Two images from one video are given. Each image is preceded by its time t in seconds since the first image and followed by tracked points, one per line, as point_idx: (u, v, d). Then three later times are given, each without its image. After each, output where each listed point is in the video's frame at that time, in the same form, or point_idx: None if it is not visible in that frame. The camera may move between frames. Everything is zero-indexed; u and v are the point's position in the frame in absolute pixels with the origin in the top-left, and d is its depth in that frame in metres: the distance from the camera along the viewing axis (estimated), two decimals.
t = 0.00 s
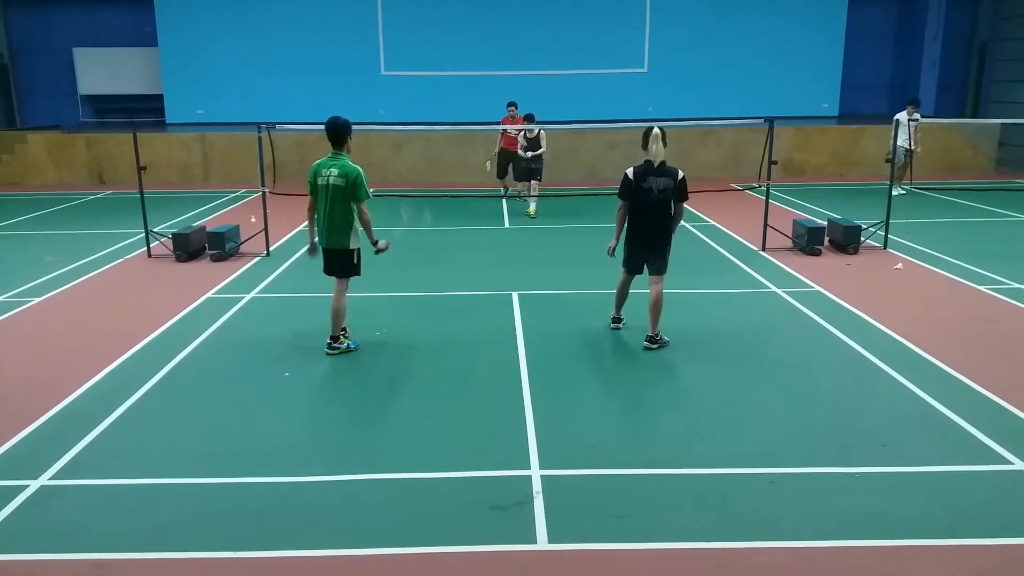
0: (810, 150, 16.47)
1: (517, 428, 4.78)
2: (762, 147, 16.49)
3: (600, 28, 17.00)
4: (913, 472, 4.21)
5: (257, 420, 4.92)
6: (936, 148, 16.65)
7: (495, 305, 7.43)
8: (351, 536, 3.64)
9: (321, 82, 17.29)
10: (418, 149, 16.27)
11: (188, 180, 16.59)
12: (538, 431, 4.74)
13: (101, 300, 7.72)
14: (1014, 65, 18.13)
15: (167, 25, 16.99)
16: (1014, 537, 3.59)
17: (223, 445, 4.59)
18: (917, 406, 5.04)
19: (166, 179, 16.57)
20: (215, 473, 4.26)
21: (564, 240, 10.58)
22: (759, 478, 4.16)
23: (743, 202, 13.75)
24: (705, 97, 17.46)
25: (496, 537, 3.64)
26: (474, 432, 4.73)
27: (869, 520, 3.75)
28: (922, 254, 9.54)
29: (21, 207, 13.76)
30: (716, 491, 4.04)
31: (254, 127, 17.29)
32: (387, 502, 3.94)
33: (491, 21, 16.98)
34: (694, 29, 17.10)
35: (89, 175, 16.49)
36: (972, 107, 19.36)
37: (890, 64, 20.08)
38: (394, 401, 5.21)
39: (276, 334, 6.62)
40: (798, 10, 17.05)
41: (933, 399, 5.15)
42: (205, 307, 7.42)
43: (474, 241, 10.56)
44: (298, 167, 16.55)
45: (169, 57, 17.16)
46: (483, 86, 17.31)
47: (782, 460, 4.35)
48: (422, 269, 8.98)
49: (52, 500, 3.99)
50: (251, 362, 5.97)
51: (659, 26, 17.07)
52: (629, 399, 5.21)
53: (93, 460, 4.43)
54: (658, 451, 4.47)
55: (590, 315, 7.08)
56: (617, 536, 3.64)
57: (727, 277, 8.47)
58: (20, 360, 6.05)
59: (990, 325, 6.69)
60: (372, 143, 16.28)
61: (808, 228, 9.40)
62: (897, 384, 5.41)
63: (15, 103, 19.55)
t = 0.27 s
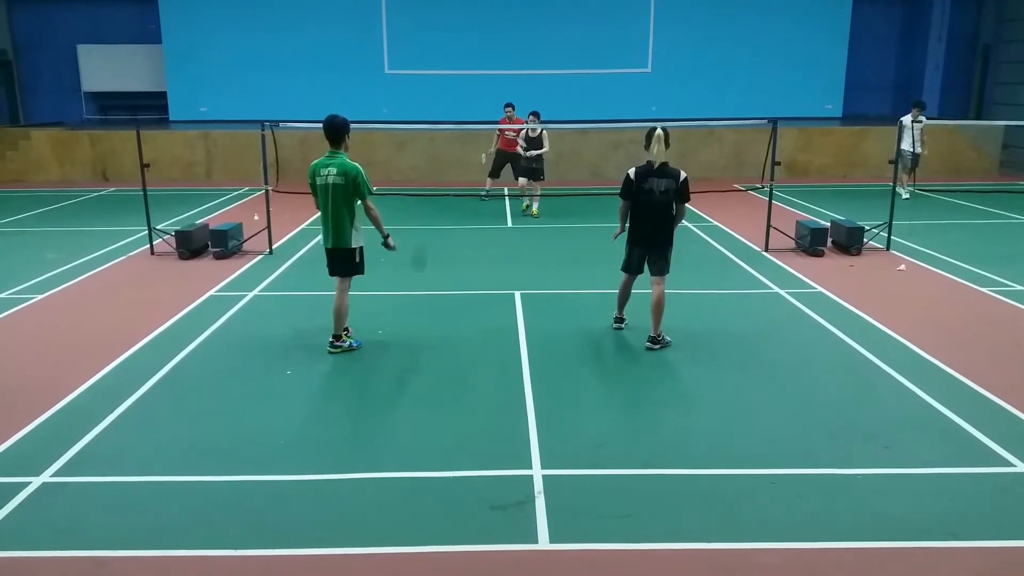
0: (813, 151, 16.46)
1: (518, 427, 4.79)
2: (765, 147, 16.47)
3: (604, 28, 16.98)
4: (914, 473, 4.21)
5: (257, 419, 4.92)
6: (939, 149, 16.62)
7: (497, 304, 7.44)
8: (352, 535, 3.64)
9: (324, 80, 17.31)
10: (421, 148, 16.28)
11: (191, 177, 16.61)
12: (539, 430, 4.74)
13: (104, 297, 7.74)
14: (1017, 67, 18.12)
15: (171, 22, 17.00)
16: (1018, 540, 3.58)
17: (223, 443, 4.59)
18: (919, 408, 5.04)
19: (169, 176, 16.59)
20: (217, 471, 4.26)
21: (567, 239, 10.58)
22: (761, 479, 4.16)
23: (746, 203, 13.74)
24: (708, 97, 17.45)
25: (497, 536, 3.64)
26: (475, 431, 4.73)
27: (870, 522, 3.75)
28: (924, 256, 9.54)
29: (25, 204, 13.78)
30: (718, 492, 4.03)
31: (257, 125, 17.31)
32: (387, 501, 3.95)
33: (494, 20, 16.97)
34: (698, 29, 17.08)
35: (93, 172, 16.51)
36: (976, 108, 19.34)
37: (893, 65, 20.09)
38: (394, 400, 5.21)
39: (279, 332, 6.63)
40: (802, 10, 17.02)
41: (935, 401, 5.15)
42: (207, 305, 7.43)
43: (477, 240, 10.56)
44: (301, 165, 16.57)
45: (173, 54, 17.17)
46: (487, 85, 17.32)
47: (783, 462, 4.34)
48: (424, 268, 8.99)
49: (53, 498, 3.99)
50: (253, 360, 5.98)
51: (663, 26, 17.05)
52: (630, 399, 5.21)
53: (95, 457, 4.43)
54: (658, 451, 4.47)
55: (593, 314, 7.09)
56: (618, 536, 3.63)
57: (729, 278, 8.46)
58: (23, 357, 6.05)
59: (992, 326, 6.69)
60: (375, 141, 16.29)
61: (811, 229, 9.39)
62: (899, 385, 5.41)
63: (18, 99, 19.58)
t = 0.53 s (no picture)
0: (815, 152, 16.45)
1: (519, 426, 4.79)
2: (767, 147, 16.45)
3: (607, 27, 16.96)
4: (915, 473, 4.21)
5: (258, 416, 4.92)
6: (941, 150, 16.61)
7: (498, 303, 7.44)
8: (353, 533, 3.64)
9: (327, 77, 17.30)
10: (423, 146, 16.27)
11: (193, 175, 16.60)
12: (540, 430, 4.73)
13: (105, 294, 7.73)
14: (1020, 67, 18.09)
15: (173, 19, 16.99)
16: (1018, 541, 3.58)
17: (224, 441, 4.59)
18: (921, 408, 5.03)
19: (171, 173, 16.58)
20: (217, 468, 4.27)
21: (568, 238, 10.58)
22: (762, 479, 4.16)
23: (748, 203, 13.72)
24: (711, 97, 17.43)
25: (497, 535, 3.64)
26: (476, 429, 4.73)
27: (871, 522, 3.74)
28: (926, 257, 9.53)
29: (27, 200, 13.78)
30: (718, 492, 4.03)
31: (259, 122, 17.30)
32: (387, 498, 3.95)
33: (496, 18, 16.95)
34: (701, 29, 17.06)
35: (95, 169, 16.52)
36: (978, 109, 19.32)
37: (896, 65, 20.06)
38: (396, 398, 5.21)
39: (280, 330, 6.63)
40: (805, 10, 17.00)
41: (937, 401, 5.14)
42: (209, 302, 7.43)
43: (479, 239, 10.55)
44: (303, 163, 16.57)
45: (175, 51, 17.17)
46: (489, 84, 17.30)
47: (785, 462, 4.34)
48: (426, 266, 8.98)
49: (54, 494, 4.00)
50: (254, 357, 5.98)
51: (666, 25, 17.03)
52: (632, 398, 5.21)
53: (96, 454, 4.43)
54: (659, 451, 4.47)
55: (594, 314, 7.08)
56: (618, 535, 3.63)
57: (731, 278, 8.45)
58: (24, 353, 6.06)
59: (993, 327, 6.69)
60: (377, 139, 16.29)
61: (813, 229, 9.38)
62: (901, 385, 5.40)
63: (21, 96, 19.58)
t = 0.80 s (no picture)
0: (812, 151, 16.46)
1: (517, 424, 4.79)
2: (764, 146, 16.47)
3: (604, 25, 16.96)
4: (912, 472, 4.22)
5: (256, 415, 4.92)
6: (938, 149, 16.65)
7: (496, 301, 7.44)
8: (351, 531, 3.64)
9: (325, 75, 17.27)
10: (420, 144, 16.26)
11: (190, 173, 16.57)
12: (538, 428, 4.74)
13: (102, 292, 7.72)
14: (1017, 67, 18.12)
15: (171, 17, 16.95)
16: (1014, 539, 3.59)
17: (221, 439, 4.59)
18: (917, 407, 5.05)
19: (168, 171, 16.55)
20: (215, 467, 4.27)
21: (566, 237, 10.58)
22: (759, 477, 4.17)
23: (745, 202, 13.74)
24: (708, 95, 17.44)
25: (495, 533, 3.65)
26: (473, 428, 4.74)
27: (867, 520, 3.76)
28: (924, 256, 9.54)
29: (23, 198, 13.75)
30: (716, 490, 4.04)
31: (256, 120, 17.27)
32: (385, 497, 3.96)
33: (494, 16, 16.94)
34: (699, 27, 17.06)
35: (91, 167, 16.48)
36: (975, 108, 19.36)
37: (894, 64, 20.08)
38: (394, 396, 5.21)
39: (278, 328, 6.62)
40: (803, 9, 17.01)
41: (934, 399, 5.16)
42: (207, 300, 7.42)
43: (476, 238, 10.55)
44: (301, 161, 16.55)
45: (173, 49, 17.13)
46: (487, 82, 17.29)
47: (782, 460, 4.35)
48: (423, 265, 8.98)
49: (51, 492, 4.00)
50: (251, 356, 5.97)
51: (664, 24, 17.04)
52: (629, 397, 5.22)
53: (93, 452, 4.43)
54: (657, 449, 4.48)
55: (592, 312, 7.09)
56: (616, 533, 3.64)
57: (729, 276, 8.46)
58: (21, 351, 6.05)
59: (990, 326, 6.70)
60: (374, 138, 16.27)
61: (811, 228, 9.39)
62: (898, 384, 5.42)
63: (17, 93, 19.53)
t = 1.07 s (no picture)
0: (806, 151, 16.50)
1: (512, 424, 4.79)
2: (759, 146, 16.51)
3: (600, 25, 16.98)
4: (905, 471, 4.24)
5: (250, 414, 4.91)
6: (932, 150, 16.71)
7: (491, 301, 7.44)
8: (346, 530, 3.65)
9: (320, 75, 17.25)
10: (415, 144, 16.25)
11: (185, 172, 16.52)
12: (532, 428, 4.74)
13: (95, 291, 7.70)
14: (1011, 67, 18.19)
15: (165, 16, 16.90)
16: (1006, 538, 3.62)
17: (216, 439, 4.58)
18: (911, 406, 5.07)
19: (162, 170, 16.50)
20: (210, 466, 4.26)
21: (561, 236, 10.59)
22: (753, 476, 4.19)
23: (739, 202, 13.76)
24: (703, 95, 17.47)
25: (490, 533, 3.65)
26: (468, 427, 4.74)
27: (861, 519, 3.78)
28: (918, 256, 9.58)
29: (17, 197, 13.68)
30: (710, 489, 4.05)
31: (251, 119, 17.23)
32: (380, 496, 3.96)
33: (490, 16, 16.94)
34: (694, 28, 17.09)
35: (85, 166, 16.42)
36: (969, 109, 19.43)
37: (888, 64, 20.13)
38: (389, 396, 5.21)
39: (273, 328, 6.61)
40: (798, 9, 17.05)
41: (927, 399, 5.18)
42: (201, 300, 7.41)
43: (471, 237, 10.54)
44: (295, 160, 16.52)
45: (167, 48, 17.08)
46: (482, 81, 17.28)
47: (776, 459, 4.37)
48: (418, 264, 8.97)
49: (45, 492, 3.99)
50: (245, 355, 5.96)
51: (659, 24, 17.06)
52: (624, 396, 5.23)
53: (87, 451, 4.42)
54: (651, 449, 4.49)
55: (587, 312, 7.09)
56: (611, 533, 3.65)
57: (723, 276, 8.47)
58: (14, 351, 6.02)
59: (983, 326, 6.73)
60: (370, 137, 16.25)
61: (805, 228, 9.42)
62: (891, 384, 5.44)
63: (11, 91, 19.44)
